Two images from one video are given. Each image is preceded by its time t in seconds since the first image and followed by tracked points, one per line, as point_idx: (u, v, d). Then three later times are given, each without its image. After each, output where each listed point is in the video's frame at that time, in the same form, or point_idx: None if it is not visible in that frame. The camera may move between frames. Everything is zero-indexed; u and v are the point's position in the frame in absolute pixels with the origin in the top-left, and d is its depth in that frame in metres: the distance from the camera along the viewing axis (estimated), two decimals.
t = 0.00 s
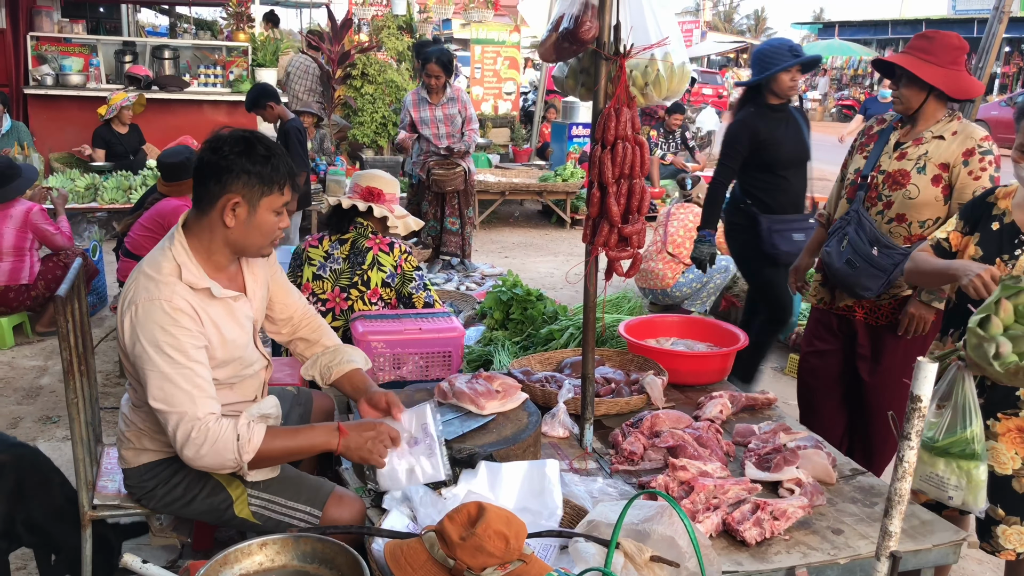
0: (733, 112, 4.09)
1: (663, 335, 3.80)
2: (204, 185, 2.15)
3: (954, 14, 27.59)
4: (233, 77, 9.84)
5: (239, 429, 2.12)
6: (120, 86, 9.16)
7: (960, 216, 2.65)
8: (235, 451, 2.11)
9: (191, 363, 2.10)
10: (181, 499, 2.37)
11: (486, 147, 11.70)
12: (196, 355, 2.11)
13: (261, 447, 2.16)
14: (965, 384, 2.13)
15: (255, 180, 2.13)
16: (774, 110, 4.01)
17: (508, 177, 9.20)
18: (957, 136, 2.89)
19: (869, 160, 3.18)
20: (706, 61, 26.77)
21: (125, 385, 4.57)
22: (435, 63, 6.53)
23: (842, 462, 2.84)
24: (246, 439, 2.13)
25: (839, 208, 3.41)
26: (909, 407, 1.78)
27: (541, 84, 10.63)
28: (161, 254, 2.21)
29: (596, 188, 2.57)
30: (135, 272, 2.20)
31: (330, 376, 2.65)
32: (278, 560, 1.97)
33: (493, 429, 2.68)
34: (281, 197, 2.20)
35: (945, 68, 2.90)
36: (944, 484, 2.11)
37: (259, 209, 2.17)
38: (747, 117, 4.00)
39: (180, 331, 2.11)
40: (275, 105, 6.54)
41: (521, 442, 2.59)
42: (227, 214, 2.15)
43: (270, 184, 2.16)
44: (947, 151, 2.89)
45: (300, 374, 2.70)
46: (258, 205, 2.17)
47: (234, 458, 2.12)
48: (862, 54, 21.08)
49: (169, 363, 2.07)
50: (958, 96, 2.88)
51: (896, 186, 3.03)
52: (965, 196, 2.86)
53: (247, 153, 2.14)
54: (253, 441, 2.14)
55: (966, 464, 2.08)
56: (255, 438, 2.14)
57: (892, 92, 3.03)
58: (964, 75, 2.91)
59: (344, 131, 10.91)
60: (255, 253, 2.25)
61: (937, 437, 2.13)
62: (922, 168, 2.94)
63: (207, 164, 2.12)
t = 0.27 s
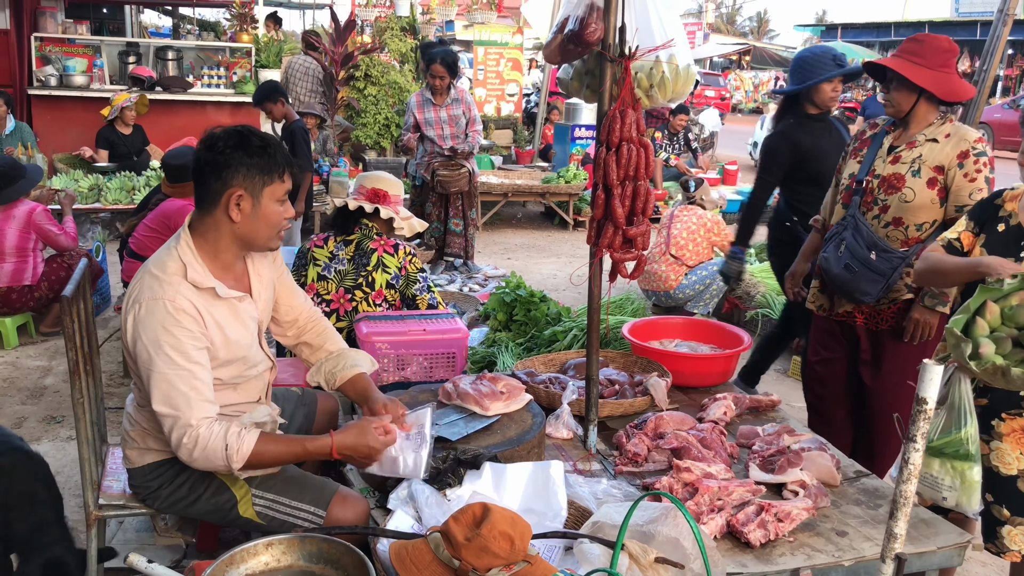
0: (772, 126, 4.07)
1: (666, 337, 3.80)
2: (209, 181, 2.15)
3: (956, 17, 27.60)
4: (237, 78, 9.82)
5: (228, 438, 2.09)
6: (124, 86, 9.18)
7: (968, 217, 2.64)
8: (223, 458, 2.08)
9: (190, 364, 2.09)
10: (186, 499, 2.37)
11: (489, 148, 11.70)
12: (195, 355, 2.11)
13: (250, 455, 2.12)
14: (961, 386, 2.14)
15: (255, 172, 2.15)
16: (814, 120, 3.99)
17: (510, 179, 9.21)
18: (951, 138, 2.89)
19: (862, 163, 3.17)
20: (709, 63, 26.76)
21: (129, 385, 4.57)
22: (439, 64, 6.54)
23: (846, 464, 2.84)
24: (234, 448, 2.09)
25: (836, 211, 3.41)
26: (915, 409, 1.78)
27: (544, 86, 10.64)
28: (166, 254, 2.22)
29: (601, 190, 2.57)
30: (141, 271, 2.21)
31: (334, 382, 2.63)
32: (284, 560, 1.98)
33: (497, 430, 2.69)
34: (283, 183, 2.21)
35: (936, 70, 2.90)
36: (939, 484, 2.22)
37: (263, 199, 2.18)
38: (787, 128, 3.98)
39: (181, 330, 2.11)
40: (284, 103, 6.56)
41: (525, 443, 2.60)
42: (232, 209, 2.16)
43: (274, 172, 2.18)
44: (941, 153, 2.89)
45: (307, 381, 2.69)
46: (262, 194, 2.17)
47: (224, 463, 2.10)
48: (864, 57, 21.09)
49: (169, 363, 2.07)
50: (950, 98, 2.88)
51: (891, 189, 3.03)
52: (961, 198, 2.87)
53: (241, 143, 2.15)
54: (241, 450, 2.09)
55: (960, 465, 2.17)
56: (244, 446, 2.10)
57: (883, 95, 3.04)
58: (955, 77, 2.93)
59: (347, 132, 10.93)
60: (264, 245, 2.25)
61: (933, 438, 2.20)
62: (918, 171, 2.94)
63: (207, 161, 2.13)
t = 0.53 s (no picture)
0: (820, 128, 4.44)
1: (669, 337, 3.80)
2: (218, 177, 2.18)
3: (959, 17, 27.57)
4: (240, 78, 9.80)
5: (212, 425, 2.05)
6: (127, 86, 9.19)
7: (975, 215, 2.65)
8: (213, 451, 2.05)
9: (191, 359, 2.09)
10: (190, 498, 2.37)
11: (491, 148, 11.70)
12: (196, 351, 2.10)
13: (238, 439, 2.07)
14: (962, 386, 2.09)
15: (260, 167, 2.16)
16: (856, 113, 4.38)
17: (513, 179, 9.21)
18: (935, 135, 2.89)
19: (850, 162, 3.16)
20: (712, 63, 26.74)
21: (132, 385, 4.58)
22: (443, 63, 6.54)
23: (849, 464, 2.84)
24: (219, 435, 2.05)
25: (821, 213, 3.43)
26: (919, 409, 1.78)
27: (546, 86, 10.63)
28: (175, 251, 2.24)
29: (605, 189, 2.57)
30: (150, 268, 2.24)
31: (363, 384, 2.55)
32: (288, 559, 1.98)
33: (501, 430, 2.69)
34: (287, 175, 2.23)
35: (923, 68, 2.89)
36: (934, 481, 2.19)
37: (270, 192, 2.19)
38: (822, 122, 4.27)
39: (184, 326, 2.12)
40: (287, 100, 6.58)
41: (529, 442, 2.60)
42: (239, 206, 2.18)
43: (279, 165, 2.20)
44: (928, 151, 2.88)
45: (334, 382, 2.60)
46: (268, 187, 2.19)
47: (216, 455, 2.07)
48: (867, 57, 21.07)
49: (171, 358, 2.07)
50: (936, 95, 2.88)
51: (877, 188, 3.03)
52: (949, 195, 2.85)
53: (248, 137, 2.18)
54: (226, 434, 2.05)
55: (956, 464, 2.13)
56: (226, 433, 2.05)
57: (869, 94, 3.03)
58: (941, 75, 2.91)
59: (350, 132, 10.94)
60: (275, 239, 2.27)
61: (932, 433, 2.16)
62: (904, 168, 2.93)
63: (211, 159, 2.15)
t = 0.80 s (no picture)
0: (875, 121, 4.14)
1: (673, 336, 3.81)
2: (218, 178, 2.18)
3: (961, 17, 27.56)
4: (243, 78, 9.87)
5: (221, 419, 2.04)
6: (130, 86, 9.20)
7: (978, 213, 2.65)
8: (223, 446, 2.05)
9: (196, 355, 2.09)
10: (195, 497, 2.37)
11: (494, 148, 11.70)
12: (201, 347, 2.10)
13: (246, 436, 2.06)
14: (972, 385, 2.27)
15: (251, 177, 2.10)
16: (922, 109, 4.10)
17: (516, 178, 9.21)
18: (915, 131, 2.89)
19: (835, 162, 3.18)
20: (714, 63, 26.73)
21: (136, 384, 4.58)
22: (447, 62, 6.55)
23: (854, 464, 2.84)
24: (228, 429, 2.04)
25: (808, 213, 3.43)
26: (924, 408, 1.78)
27: (549, 85, 10.63)
28: (181, 247, 2.25)
29: (609, 188, 2.57)
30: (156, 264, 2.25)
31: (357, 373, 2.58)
32: (293, 557, 1.98)
33: (504, 429, 2.69)
34: (280, 194, 2.14)
35: (906, 65, 2.87)
36: (945, 482, 2.32)
37: (256, 207, 2.14)
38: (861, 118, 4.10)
39: (188, 322, 2.12)
40: (287, 99, 6.58)
41: (533, 442, 2.60)
42: (227, 208, 2.16)
43: (274, 181, 2.12)
44: (909, 146, 2.88)
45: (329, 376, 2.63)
46: (256, 200, 2.13)
47: (225, 452, 2.06)
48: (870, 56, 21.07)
49: (174, 354, 2.08)
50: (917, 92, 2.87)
51: (860, 185, 3.03)
52: (932, 189, 2.85)
53: (254, 148, 2.12)
54: (236, 431, 2.04)
55: (967, 465, 2.26)
56: (237, 427, 2.04)
57: (853, 93, 3.02)
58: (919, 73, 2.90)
59: (352, 132, 10.95)
60: (261, 254, 2.21)
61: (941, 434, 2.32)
62: (886, 164, 2.93)
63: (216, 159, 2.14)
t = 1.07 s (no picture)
0: (940, 126, 3.74)
1: (676, 335, 3.81)
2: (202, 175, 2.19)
3: (965, 16, 27.52)
4: (245, 77, 9.89)
5: (225, 418, 2.05)
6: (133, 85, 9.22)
7: (979, 212, 2.66)
8: (225, 443, 2.05)
9: (191, 350, 2.11)
10: (197, 494, 2.38)
11: (496, 147, 11.70)
12: (197, 343, 2.11)
13: (251, 436, 2.06)
14: (983, 393, 2.19)
15: (232, 173, 2.10)
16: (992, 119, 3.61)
17: (518, 178, 9.21)
18: (900, 127, 2.89)
19: (823, 162, 3.21)
20: (717, 62, 26.70)
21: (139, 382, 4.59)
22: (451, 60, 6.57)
23: (856, 462, 2.83)
24: (233, 429, 2.04)
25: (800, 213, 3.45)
26: (928, 406, 1.77)
27: (551, 85, 10.63)
28: (170, 245, 2.25)
29: (611, 187, 2.57)
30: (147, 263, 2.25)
31: (345, 367, 2.60)
32: (296, 555, 1.98)
33: (507, 427, 2.69)
34: (261, 193, 2.13)
35: (888, 64, 2.89)
36: (967, 492, 2.18)
37: (237, 204, 2.13)
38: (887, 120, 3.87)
39: (181, 319, 2.13)
40: (289, 98, 6.58)
41: (536, 440, 2.60)
42: (211, 205, 2.17)
43: (255, 178, 2.11)
44: (893, 142, 2.89)
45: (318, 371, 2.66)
46: (236, 198, 2.13)
47: (227, 449, 2.07)
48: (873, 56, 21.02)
49: (170, 351, 2.09)
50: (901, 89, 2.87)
51: (848, 183, 3.04)
52: (919, 182, 2.84)
53: (236, 144, 2.11)
54: (241, 431, 2.04)
55: (989, 471, 2.15)
56: (241, 427, 2.04)
57: (839, 94, 3.02)
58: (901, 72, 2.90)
59: (355, 131, 10.96)
60: (244, 251, 2.21)
61: (960, 444, 2.19)
62: (871, 161, 2.94)
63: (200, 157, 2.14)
